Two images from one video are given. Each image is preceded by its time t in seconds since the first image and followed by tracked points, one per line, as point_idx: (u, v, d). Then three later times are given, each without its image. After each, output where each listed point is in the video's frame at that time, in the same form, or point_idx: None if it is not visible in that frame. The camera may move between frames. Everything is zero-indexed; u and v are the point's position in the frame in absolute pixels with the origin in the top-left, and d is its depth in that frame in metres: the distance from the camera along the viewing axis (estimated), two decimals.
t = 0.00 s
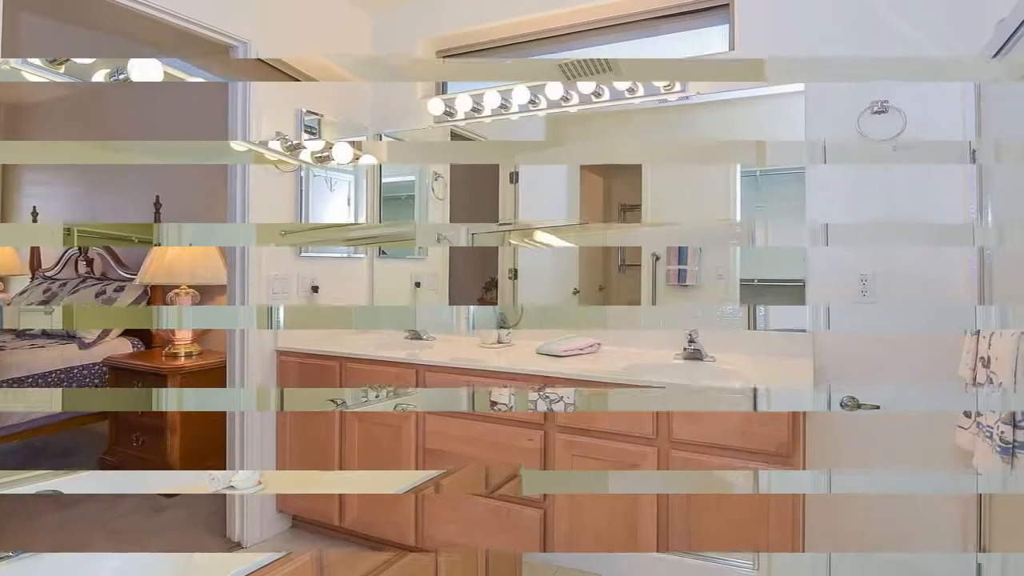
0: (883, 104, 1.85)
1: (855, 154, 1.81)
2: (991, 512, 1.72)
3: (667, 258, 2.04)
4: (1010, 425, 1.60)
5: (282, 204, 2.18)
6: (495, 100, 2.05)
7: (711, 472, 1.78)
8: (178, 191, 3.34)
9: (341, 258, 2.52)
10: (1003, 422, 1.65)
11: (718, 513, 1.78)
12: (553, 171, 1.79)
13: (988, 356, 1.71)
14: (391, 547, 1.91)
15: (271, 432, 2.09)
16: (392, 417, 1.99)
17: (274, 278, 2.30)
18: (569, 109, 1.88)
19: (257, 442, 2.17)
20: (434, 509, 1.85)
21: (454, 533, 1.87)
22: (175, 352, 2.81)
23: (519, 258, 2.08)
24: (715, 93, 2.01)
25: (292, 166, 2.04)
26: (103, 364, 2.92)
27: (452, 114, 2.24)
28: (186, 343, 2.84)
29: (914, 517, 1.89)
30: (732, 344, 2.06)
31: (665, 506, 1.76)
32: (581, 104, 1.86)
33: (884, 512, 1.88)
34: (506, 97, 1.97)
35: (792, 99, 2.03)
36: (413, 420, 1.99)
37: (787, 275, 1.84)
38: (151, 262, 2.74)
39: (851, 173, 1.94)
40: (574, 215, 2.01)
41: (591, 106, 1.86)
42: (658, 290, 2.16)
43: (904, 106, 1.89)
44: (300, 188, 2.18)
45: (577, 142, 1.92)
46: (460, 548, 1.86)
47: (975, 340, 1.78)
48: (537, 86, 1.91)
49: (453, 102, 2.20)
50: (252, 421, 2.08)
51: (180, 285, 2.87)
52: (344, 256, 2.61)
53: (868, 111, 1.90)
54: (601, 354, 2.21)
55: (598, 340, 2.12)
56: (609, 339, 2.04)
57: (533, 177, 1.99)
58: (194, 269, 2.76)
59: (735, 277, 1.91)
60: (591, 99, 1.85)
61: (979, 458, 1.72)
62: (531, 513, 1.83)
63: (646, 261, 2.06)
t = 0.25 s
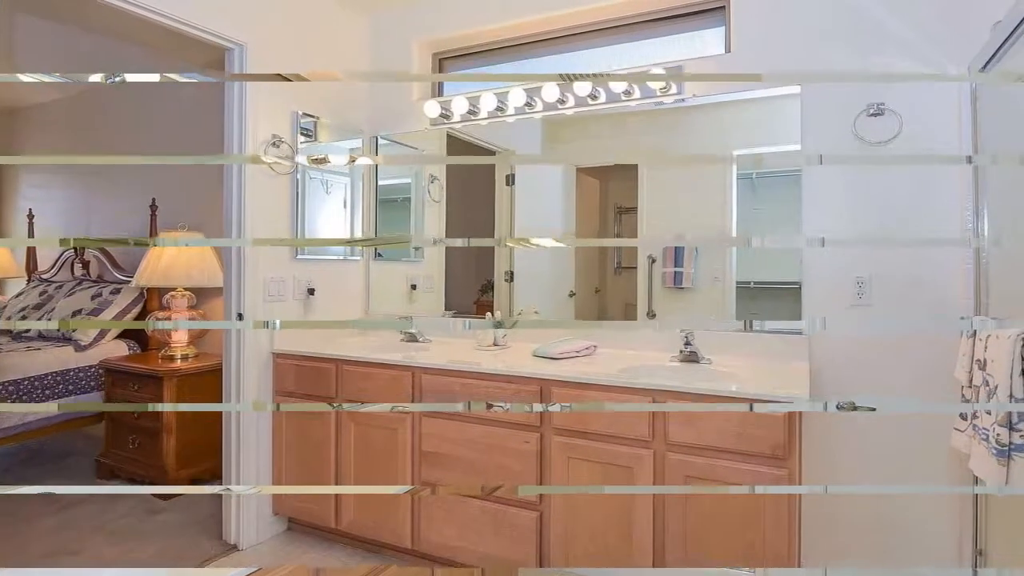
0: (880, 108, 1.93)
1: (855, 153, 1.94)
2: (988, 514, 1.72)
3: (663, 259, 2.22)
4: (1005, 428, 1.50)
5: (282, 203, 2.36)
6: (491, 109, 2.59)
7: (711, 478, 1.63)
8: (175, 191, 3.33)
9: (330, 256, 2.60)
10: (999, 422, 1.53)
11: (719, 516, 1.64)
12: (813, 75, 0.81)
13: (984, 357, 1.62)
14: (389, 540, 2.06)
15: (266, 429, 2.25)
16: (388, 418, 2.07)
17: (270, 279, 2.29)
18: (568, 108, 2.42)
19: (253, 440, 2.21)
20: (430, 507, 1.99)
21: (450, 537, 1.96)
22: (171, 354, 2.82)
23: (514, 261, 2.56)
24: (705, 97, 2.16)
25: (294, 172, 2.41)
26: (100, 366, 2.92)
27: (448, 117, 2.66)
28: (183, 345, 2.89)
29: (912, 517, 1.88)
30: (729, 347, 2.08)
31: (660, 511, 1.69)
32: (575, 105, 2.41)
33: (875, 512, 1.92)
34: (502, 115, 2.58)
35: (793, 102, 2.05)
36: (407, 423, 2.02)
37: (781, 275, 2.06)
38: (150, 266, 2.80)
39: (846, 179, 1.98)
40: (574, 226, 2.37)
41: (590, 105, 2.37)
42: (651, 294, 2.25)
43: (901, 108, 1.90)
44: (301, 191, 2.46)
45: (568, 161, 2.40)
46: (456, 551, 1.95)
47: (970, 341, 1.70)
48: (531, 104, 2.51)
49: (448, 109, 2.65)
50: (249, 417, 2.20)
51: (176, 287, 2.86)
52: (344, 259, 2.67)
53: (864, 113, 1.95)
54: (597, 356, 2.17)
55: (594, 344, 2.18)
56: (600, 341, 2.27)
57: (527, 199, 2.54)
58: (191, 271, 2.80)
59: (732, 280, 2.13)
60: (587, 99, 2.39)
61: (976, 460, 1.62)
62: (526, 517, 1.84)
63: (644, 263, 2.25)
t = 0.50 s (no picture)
0: (874, 110, 1.93)
1: (850, 153, 1.95)
2: (982, 517, 1.72)
3: (659, 262, 2.27)
4: (1000, 430, 1.49)
5: (277, 207, 2.36)
6: (487, 110, 2.57)
7: (706, 481, 1.62)
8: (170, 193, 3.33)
9: (325, 258, 2.60)
10: (994, 424, 1.51)
11: (712, 516, 1.62)
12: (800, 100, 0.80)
13: (980, 360, 1.61)
14: (384, 542, 2.07)
15: (263, 430, 2.28)
16: (383, 420, 2.07)
17: (266, 282, 2.30)
18: (563, 111, 2.43)
19: (249, 438, 2.23)
20: (425, 509, 1.99)
21: (445, 539, 1.96)
22: (167, 356, 2.83)
23: (510, 265, 2.60)
24: (701, 99, 2.17)
25: (289, 174, 2.41)
26: (96, 368, 2.92)
27: (443, 120, 2.65)
28: (179, 348, 2.90)
29: (909, 517, 1.88)
30: (723, 348, 2.12)
31: (655, 514, 1.68)
32: (573, 108, 2.41)
33: (871, 514, 1.92)
34: (497, 117, 2.58)
35: (789, 104, 2.04)
36: (403, 425, 2.03)
37: (775, 278, 2.07)
38: (144, 269, 2.79)
39: (840, 179, 1.98)
40: (568, 229, 2.46)
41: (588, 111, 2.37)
42: (645, 292, 2.30)
43: (896, 110, 1.91)
44: (295, 193, 2.45)
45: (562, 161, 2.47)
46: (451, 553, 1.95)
47: (965, 343, 1.70)
48: (527, 106, 2.50)
49: (443, 111, 2.63)
50: (246, 419, 2.22)
51: (172, 289, 2.87)
52: (340, 260, 2.67)
53: (859, 116, 1.95)
54: (591, 358, 2.18)
55: (589, 344, 2.19)
56: (596, 343, 2.34)
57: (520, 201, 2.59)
58: (185, 273, 2.81)
59: (726, 283, 2.16)
60: (583, 103, 2.38)
61: (971, 463, 1.60)
62: (521, 519, 1.84)
63: (638, 265, 2.31)
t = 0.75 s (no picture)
0: (870, 113, 1.93)
1: (846, 156, 1.95)
2: (978, 519, 1.72)
3: (654, 265, 2.27)
4: (996, 432, 1.48)
5: (273, 209, 2.36)
6: (483, 112, 2.57)
7: (701, 484, 1.62)
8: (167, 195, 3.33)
9: (321, 260, 2.60)
10: (990, 427, 1.51)
11: (708, 519, 1.62)
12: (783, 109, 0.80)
13: (976, 362, 1.61)
14: (380, 544, 2.07)
15: (259, 432, 2.28)
16: (379, 423, 2.07)
17: (262, 284, 2.30)
18: (559, 114, 2.43)
19: (245, 440, 2.23)
20: (421, 511, 1.99)
21: (441, 541, 1.96)
22: (163, 358, 2.83)
23: (506, 267, 2.60)
24: (697, 101, 2.17)
25: (285, 177, 2.41)
26: (92, 370, 2.92)
27: (439, 122, 2.65)
28: (175, 350, 2.89)
29: (904, 519, 1.88)
30: (719, 350, 2.12)
31: (650, 516, 1.68)
32: (569, 111, 2.41)
33: (867, 517, 1.92)
34: (493, 119, 2.57)
35: (785, 106, 2.04)
36: (398, 428, 2.04)
37: (771, 280, 2.07)
38: (140, 270, 2.80)
39: (836, 181, 1.98)
40: (565, 230, 2.46)
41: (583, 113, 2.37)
42: (641, 294, 2.30)
43: (892, 113, 1.90)
44: (291, 196, 2.46)
45: (559, 164, 2.47)
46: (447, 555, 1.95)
47: (962, 345, 1.70)
48: (523, 108, 2.50)
49: (439, 113, 2.64)
50: (242, 421, 2.22)
51: (168, 292, 2.87)
52: (336, 263, 2.67)
53: (856, 118, 1.94)
54: (588, 361, 2.18)
55: (585, 347, 2.19)
56: (592, 345, 2.34)
57: (517, 204, 2.59)
58: (182, 276, 2.82)
59: (722, 286, 2.16)
60: (579, 105, 2.38)
61: (967, 465, 1.60)
62: (517, 521, 1.84)
63: (635, 268, 2.30)
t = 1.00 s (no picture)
0: (866, 115, 1.93)
1: (842, 159, 1.95)
2: (974, 521, 1.72)
3: (650, 267, 2.28)
4: (992, 435, 1.48)
5: (269, 212, 2.36)
6: (479, 115, 2.57)
7: (698, 486, 1.62)
8: (163, 197, 3.33)
9: (317, 263, 2.60)
10: (987, 429, 1.51)
11: (704, 521, 1.62)
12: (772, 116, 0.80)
13: (972, 364, 1.61)
14: (376, 547, 2.07)
15: (256, 434, 2.28)
16: (375, 425, 2.07)
17: (258, 286, 2.30)
18: (555, 116, 2.43)
19: (241, 442, 2.23)
20: (417, 514, 1.99)
21: (437, 544, 1.96)
22: (159, 361, 2.83)
23: (502, 270, 2.60)
24: (693, 104, 2.17)
25: (281, 179, 2.41)
26: (88, 373, 2.92)
27: (435, 125, 2.64)
28: (171, 352, 2.90)
29: (900, 522, 1.88)
30: (714, 353, 2.12)
31: (646, 519, 1.69)
32: (565, 113, 2.41)
33: (863, 519, 1.92)
34: (489, 122, 2.57)
35: (781, 109, 2.04)
36: (394, 430, 2.04)
37: (767, 283, 2.07)
38: (136, 273, 2.81)
39: (831, 183, 1.98)
40: (561, 232, 2.46)
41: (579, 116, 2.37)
42: (637, 297, 2.30)
43: (888, 115, 1.91)
44: (287, 199, 2.46)
45: (556, 167, 2.47)
46: (443, 558, 1.95)
47: (957, 348, 1.70)
48: (519, 111, 2.49)
49: (435, 116, 2.64)
50: (238, 423, 2.22)
51: (164, 294, 2.87)
52: (331, 265, 2.67)
53: (852, 120, 1.95)
54: (584, 363, 2.18)
55: (581, 350, 2.19)
56: (588, 348, 2.34)
57: (513, 207, 2.59)
58: (178, 278, 2.82)
59: (718, 288, 2.16)
60: (575, 108, 2.38)
61: (963, 467, 1.60)
62: (514, 523, 1.84)
63: (630, 270, 2.31)
